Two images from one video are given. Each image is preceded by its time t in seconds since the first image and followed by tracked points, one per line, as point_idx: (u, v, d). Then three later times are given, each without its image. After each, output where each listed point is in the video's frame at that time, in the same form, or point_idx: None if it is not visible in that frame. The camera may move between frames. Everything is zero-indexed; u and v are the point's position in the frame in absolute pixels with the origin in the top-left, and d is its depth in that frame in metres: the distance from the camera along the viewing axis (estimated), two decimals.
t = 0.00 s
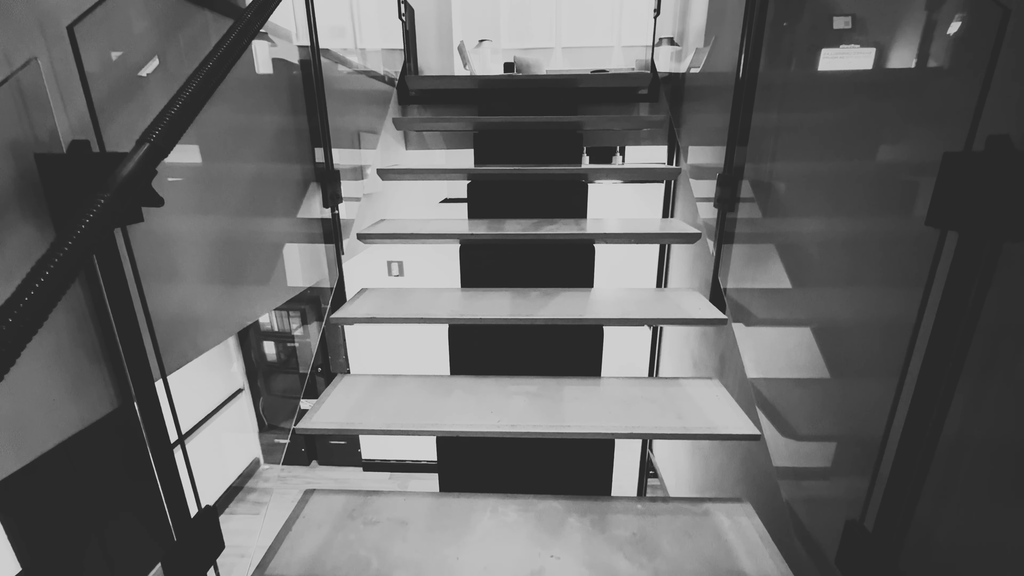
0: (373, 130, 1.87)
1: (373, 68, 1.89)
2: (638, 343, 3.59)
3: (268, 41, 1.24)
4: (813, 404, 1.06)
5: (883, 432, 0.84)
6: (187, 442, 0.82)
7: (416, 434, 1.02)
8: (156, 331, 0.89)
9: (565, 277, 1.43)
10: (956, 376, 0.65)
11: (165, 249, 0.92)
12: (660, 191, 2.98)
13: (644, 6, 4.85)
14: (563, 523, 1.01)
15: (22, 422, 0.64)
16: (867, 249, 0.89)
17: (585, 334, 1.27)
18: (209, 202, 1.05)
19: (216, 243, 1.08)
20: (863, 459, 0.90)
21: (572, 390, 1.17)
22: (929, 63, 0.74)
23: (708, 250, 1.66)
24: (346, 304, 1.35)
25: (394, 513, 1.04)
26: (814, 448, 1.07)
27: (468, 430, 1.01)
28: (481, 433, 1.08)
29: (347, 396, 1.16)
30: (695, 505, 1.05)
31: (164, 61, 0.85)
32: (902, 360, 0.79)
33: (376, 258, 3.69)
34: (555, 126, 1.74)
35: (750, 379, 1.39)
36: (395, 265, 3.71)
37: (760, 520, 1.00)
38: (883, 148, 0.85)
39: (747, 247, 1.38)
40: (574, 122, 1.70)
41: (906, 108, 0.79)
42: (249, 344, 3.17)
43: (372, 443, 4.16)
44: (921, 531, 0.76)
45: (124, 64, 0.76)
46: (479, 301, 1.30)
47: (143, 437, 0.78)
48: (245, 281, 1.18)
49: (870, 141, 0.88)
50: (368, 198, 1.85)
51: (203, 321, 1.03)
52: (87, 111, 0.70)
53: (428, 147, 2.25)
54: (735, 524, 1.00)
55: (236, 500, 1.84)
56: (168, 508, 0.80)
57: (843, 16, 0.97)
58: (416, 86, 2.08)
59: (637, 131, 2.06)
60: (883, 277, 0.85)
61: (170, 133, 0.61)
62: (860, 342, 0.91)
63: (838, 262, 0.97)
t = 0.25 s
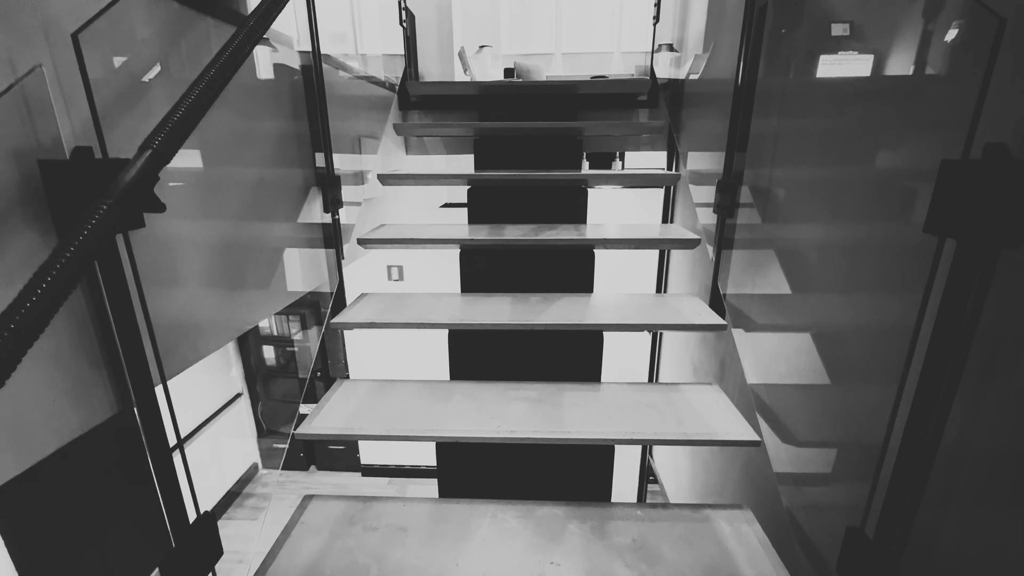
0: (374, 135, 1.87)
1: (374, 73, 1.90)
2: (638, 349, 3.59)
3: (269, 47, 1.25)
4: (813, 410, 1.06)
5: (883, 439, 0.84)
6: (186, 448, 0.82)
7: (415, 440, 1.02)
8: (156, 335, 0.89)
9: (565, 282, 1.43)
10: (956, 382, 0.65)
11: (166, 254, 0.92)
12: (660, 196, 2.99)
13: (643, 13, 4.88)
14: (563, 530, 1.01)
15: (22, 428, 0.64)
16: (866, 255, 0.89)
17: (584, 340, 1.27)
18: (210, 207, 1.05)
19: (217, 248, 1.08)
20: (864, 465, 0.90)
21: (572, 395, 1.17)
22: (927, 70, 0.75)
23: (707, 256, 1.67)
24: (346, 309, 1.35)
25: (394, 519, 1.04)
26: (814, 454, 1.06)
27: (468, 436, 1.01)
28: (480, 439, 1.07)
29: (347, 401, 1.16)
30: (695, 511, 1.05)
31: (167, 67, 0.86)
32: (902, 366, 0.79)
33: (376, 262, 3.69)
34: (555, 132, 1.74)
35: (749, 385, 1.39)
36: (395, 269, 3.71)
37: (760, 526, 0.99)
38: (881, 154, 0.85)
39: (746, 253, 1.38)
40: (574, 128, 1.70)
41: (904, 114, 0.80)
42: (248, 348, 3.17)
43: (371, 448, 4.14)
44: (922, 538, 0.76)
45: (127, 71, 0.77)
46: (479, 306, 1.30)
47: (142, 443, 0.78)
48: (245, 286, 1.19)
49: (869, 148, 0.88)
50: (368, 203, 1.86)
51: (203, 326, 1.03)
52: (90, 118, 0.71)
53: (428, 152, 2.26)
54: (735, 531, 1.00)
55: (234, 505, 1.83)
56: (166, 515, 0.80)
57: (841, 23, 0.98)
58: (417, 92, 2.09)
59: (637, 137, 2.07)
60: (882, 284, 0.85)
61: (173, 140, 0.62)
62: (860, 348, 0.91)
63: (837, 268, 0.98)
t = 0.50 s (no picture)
0: (375, 143, 1.89)
1: (375, 82, 1.92)
2: (638, 356, 3.58)
3: (272, 55, 1.26)
4: (814, 419, 1.06)
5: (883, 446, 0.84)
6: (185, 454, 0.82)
7: (415, 447, 1.01)
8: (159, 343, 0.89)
9: (565, 290, 1.43)
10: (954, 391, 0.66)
11: (167, 262, 0.92)
12: (659, 205, 3.01)
13: (643, 22, 4.93)
14: (563, 539, 1.00)
15: (19, 435, 0.64)
16: (866, 263, 0.89)
17: (584, 348, 1.27)
18: (212, 215, 1.05)
19: (219, 255, 1.08)
20: (866, 475, 0.90)
21: (572, 403, 1.16)
22: (924, 80, 0.75)
23: (707, 264, 1.67)
24: (347, 316, 1.35)
25: (393, 528, 1.04)
26: (815, 465, 1.06)
27: (468, 445, 1.01)
28: (480, 447, 1.07)
29: (347, 408, 1.15)
30: (696, 521, 1.05)
31: (170, 76, 0.87)
32: (902, 374, 0.79)
33: (376, 269, 3.70)
34: (556, 141, 1.75)
35: (750, 394, 1.39)
36: (395, 276, 3.72)
37: (761, 536, 0.99)
38: (880, 163, 0.86)
39: (746, 261, 1.38)
40: (574, 137, 1.72)
41: (902, 124, 0.80)
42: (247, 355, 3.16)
43: (370, 455, 4.13)
44: (923, 549, 0.76)
45: (132, 80, 0.77)
46: (479, 314, 1.30)
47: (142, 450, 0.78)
48: (247, 293, 1.19)
49: (867, 156, 0.89)
50: (369, 210, 1.87)
51: (205, 333, 1.04)
52: (94, 126, 0.72)
53: (429, 159, 2.27)
54: (736, 541, 0.99)
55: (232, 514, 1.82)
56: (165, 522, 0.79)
57: (839, 32, 0.98)
58: (418, 100, 2.10)
59: (636, 145, 2.08)
60: (881, 293, 0.85)
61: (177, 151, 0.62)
62: (859, 358, 0.91)
63: (836, 276, 0.98)
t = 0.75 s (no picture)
0: (376, 149, 1.90)
1: (377, 88, 1.93)
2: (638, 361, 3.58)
3: (274, 61, 1.27)
4: (814, 425, 1.06)
5: (883, 453, 0.84)
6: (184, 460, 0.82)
7: (415, 453, 1.01)
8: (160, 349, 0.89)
9: (565, 295, 1.43)
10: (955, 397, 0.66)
11: (168, 267, 0.93)
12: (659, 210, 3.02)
13: (642, 29, 4.96)
14: (563, 546, 1.00)
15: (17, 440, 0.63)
16: (865, 269, 0.89)
17: (585, 353, 1.27)
18: (213, 220, 1.06)
19: (220, 260, 1.08)
20: (867, 482, 0.90)
21: (572, 409, 1.16)
22: (922, 88, 0.76)
23: (706, 270, 1.68)
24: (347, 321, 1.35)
25: (392, 534, 1.03)
26: (816, 472, 1.05)
27: (468, 451, 1.01)
28: (480, 453, 1.07)
29: (347, 413, 1.15)
30: (696, 527, 1.04)
31: (173, 82, 0.87)
32: (902, 381, 0.79)
33: (376, 274, 3.70)
34: (556, 147, 1.76)
35: (750, 400, 1.39)
36: (395, 281, 3.72)
37: (762, 543, 0.99)
38: (878, 169, 0.86)
39: (746, 267, 1.39)
40: (574, 142, 1.72)
41: (901, 131, 0.81)
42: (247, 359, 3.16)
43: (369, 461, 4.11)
44: (924, 556, 0.76)
45: (135, 87, 0.78)
46: (479, 319, 1.31)
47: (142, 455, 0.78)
48: (247, 298, 1.19)
49: (866, 163, 0.90)
50: (370, 216, 1.88)
51: (206, 339, 1.04)
52: (98, 133, 0.72)
53: (430, 165, 2.28)
54: (736, 548, 0.99)
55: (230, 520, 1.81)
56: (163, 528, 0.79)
57: (838, 39, 0.99)
58: (419, 106, 2.11)
59: (636, 151, 2.09)
60: (880, 299, 0.85)
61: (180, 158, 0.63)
62: (859, 364, 0.91)
63: (835, 283, 0.98)
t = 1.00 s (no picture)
0: (377, 156, 1.91)
1: (378, 95, 1.94)
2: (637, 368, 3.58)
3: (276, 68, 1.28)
4: (814, 433, 1.06)
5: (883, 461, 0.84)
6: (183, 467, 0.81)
7: (414, 460, 1.01)
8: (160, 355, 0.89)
9: (564, 302, 1.44)
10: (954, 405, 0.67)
11: (169, 273, 0.93)
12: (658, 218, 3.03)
13: (641, 38, 5.00)
14: (562, 554, 0.99)
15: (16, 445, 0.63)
16: (864, 277, 0.90)
17: (584, 360, 1.27)
18: (214, 226, 1.06)
19: (220, 267, 1.09)
20: (866, 490, 0.89)
21: (571, 416, 1.16)
22: (919, 97, 0.77)
23: (706, 277, 1.68)
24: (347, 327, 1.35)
25: (391, 542, 1.03)
26: (816, 480, 1.05)
27: (467, 458, 1.01)
28: (480, 460, 1.07)
29: (346, 420, 1.15)
30: (696, 536, 1.04)
31: (177, 90, 0.88)
32: (901, 389, 0.79)
33: (376, 280, 3.70)
34: (556, 154, 1.77)
35: (749, 407, 1.39)
36: (395, 287, 3.72)
37: (762, 552, 0.98)
38: (876, 177, 0.87)
39: (745, 274, 1.39)
40: (574, 150, 1.73)
41: (898, 140, 0.81)
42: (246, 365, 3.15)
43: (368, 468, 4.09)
44: (924, 566, 0.75)
45: (139, 94, 0.79)
46: (479, 325, 1.31)
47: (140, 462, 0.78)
48: (247, 305, 1.19)
49: (864, 171, 0.90)
50: (370, 222, 1.88)
51: (205, 345, 1.04)
52: (101, 141, 0.73)
53: (430, 172, 2.29)
54: (736, 556, 0.98)
55: (227, 528, 1.79)
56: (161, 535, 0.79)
57: (835, 48, 1.00)
58: (420, 113, 2.13)
59: (636, 159, 2.10)
60: (879, 307, 0.85)
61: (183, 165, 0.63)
62: (858, 372, 0.91)
63: (834, 290, 0.98)
